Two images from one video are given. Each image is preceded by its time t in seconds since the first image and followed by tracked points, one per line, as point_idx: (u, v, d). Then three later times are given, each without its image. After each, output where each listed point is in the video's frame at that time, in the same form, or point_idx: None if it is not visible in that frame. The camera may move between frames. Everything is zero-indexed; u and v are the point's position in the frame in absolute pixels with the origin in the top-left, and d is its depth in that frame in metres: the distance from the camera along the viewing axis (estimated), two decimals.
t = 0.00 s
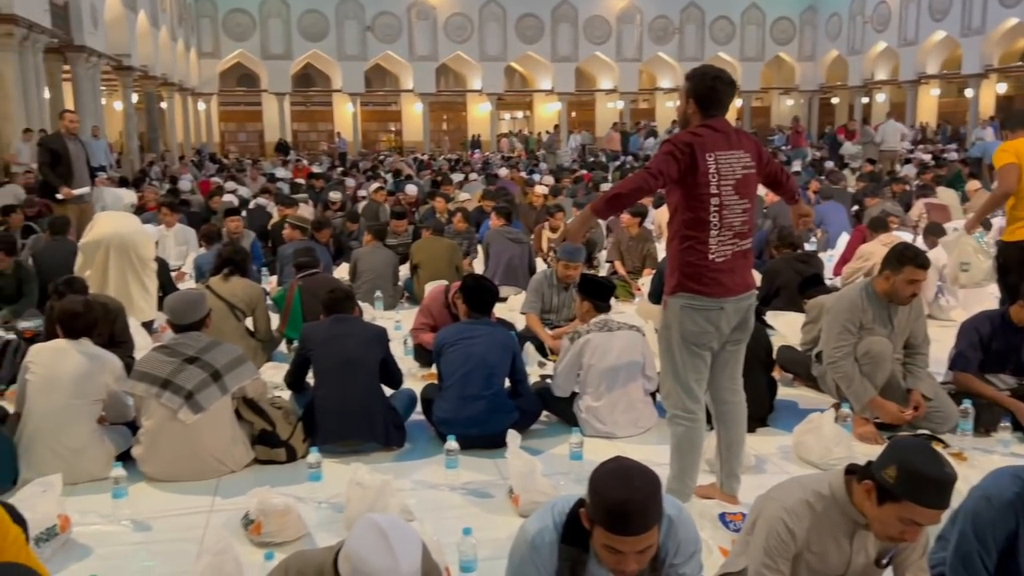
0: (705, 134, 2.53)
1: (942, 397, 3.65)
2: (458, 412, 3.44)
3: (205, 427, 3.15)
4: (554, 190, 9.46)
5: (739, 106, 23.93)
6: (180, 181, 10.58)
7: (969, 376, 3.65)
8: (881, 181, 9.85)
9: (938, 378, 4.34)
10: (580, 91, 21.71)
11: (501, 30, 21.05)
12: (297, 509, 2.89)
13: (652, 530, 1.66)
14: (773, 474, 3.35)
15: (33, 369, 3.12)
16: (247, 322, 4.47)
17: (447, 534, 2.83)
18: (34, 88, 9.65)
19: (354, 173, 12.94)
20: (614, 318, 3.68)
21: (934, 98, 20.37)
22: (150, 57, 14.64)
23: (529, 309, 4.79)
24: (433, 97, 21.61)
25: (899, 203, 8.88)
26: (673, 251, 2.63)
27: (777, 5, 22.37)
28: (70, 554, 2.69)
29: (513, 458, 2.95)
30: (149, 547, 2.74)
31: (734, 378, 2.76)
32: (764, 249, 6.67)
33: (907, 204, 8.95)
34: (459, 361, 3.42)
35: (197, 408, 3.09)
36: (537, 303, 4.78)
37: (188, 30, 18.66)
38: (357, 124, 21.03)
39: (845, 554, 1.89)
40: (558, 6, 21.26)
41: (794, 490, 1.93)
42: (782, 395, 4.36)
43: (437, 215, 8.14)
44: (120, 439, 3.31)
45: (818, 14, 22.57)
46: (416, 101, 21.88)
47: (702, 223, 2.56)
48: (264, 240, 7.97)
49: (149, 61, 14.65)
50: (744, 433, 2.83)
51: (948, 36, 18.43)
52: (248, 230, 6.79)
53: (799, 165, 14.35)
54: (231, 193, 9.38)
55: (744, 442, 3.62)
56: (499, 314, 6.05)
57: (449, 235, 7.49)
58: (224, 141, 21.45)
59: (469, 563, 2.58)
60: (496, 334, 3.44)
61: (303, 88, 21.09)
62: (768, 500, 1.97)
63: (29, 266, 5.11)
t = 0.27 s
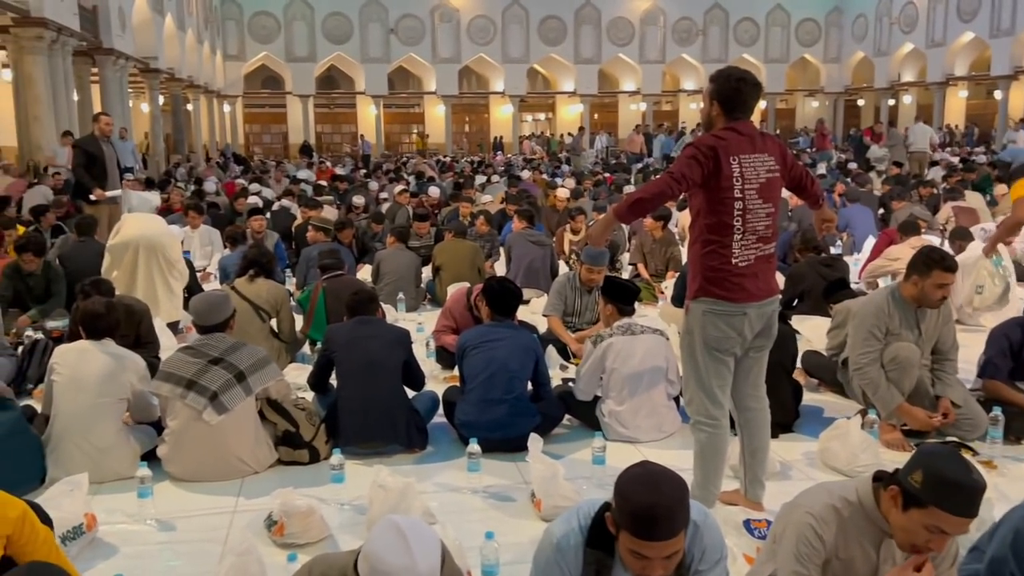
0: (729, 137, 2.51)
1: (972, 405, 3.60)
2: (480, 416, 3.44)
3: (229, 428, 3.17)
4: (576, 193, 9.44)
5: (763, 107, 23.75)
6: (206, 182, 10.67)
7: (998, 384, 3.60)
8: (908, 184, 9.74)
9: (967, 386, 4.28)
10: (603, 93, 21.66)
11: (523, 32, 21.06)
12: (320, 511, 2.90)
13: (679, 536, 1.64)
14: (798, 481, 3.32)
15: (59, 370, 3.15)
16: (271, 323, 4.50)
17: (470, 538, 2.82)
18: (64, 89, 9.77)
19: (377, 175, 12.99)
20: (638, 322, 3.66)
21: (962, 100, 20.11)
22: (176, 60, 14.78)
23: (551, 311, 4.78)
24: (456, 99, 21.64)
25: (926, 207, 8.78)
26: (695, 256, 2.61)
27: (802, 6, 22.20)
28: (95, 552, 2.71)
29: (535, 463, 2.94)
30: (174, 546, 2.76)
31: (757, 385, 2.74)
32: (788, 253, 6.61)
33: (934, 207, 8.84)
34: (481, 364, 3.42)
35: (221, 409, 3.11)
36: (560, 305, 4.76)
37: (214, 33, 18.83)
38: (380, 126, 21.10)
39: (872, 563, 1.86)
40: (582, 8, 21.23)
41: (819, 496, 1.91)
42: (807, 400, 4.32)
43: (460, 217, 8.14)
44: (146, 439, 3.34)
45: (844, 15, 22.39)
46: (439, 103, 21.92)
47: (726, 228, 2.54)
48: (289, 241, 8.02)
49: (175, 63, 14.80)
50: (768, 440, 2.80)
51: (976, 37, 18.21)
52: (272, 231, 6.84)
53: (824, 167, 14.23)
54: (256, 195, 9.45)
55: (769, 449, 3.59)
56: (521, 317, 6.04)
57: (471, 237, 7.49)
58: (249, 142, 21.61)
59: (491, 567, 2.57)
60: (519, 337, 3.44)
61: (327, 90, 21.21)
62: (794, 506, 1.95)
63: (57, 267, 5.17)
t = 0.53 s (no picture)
0: (741, 144, 2.50)
1: (988, 414, 3.57)
2: (491, 422, 3.43)
3: (241, 433, 3.17)
4: (588, 198, 9.43)
5: (777, 112, 23.65)
6: (220, 186, 10.72)
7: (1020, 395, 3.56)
8: (922, 190, 9.67)
9: (984, 395, 4.24)
10: (615, 98, 21.65)
11: (536, 36, 21.08)
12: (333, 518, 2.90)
13: (693, 546, 1.63)
14: (813, 490, 3.29)
15: (71, 376, 3.16)
16: (284, 328, 4.51)
17: (482, 546, 2.81)
18: (80, 94, 9.84)
19: (389, 180, 13.02)
20: (652, 328, 3.64)
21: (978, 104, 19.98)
22: (191, 65, 14.87)
23: (563, 318, 4.77)
24: (469, 104, 21.69)
25: (940, 213, 8.72)
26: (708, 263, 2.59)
27: (817, 10, 22.14)
28: (108, 557, 2.72)
29: (548, 471, 2.93)
30: (186, 552, 2.76)
31: (771, 393, 2.72)
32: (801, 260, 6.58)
33: (949, 213, 8.77)
34: (493, 370, 3.41)
35: (233, 414, 3.11)
36: (571, 312, 4.75)
37: (228, 38, 18.92)
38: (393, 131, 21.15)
39: None
40: (595, 13, 21.25)
41: (838, 507, 1.90)
42: (821, 408, 4.30)
43: (472, 222, 8.14)
44: (159, 444, 3.35)
45: (858, 19, 22.30)
46: (452, 107, 21.95)
47: (739, 236, 2.52)
48: (301, 246, 8.04)
49: (190, 68, 14.89)
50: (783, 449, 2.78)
51: (992, 41, 18.11)
52: (285, 235, 6.86)
53: (837, 173, 14.16)
54: (269, 200, 9.48)
55: (783, 457, 3.56)
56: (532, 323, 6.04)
57: (483, 242, 7.49)
58: (262, 147, 21.69)
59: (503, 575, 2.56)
60: (532, 344, 3.43)
61: (341, 95, 21.31)
62: (812, 517, 1.94)
63: (73, 270, 5.19)
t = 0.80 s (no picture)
0: (744, 155, 2.49)
1: (994, 426, 3.55)
2: (495, 434, 3.42)
3: (243, 445, 3.16)
4: (592, 206, 9.42)
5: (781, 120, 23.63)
6: (225, 195, 10.74)
7: None
8: (926, 199, 9.65)
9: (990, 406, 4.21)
10: (619, 106, 21.67)
11: (540, 45, 21.13)
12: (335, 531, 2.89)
13: (698, 561, 1.62)
14: (817, 503, 3.28)
15: (72, 388, 3.16)
16: (287, 338, 4.51)
17: (485, 559, 2.80)
18: (85, 103, 9.86)
19: (394, 188, 13.03)
20: (656, 339, 3.63)
21: (982, 112, 19.98)
22: (197, 74, 14.93)
23: (566, 328, 4.76)
24: (473, 112, 21.72)
25: (945, 220, 8.70)
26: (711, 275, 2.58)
27: (820, 18, 22.15)
28: (109, 570, 2.71)
29: (551, 483, 2.92)
30: (188, 564, 2.75)
31: (775, 405, 2.70)
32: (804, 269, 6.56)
33: (953, 221, 8.73)
34: (496, 381, 3.41)
35: (235, 426, 3.10)
36: (575, 322, 4.74)
37: (234, 47, 18.98)
38: (398, 139, 21.17)
39: None
40: (598, 21, 21.29)
41: (845, 523, 1.88)
42: (826, 419, 4.28)
43: (476, 231, 8.14)
44: (160, 455, 3.35)
45: (861, 27, 22.31)
46: (456, 116, 21.98)
47: (742, 248, 2.52)
48: (306, 254, 8.04)
49: (196, 77, 14.94)
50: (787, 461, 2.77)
51: (996, 49, 18.11)
52: (288, 244, 6.87)
53: (840, 181, 14.14)
54: (273, 208, 9.49)
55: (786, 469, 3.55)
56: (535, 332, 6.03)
57: (486, 251, 7.48)
58: (267, 155, 21.73)
59: None
60: (535, 355, 3.42)
61: (345, 103, 21.35)
62: (819, 533, 1.92)
63: (76, 281, 5.20)
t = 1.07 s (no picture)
0: (739, 171, 2.49)
1: (992, 441, 3.52)
2: (491, 450, 3.39)
3: (238, 462, 3.13)
4: (588, 218, 9.42)
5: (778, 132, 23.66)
6: (222, 207, 10.71)
7: None
8: (922, 210, 9.65)
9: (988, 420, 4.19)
10: (616, 118, 21.72)
11: (537, 57, 21.18)
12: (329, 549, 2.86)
13: None
14: (816, 519, 3.25)
15: (64, 404, 3.13)
16: (282, 353, 4.50)
17: None
18: (82, 116, 9.85)
19: (391, 200, 13.01)
20: (652, 354, 3.61)
21: (978, 124, 20.07)
22: (194, 86, 14.94)
23: (562, 342, 4.74)
24: (470, 124, 21.77)
25: (941, 232, 8.71)
26: (708, 291, 2.56)
27: (816, 31, 22.25)
28: None
29: (547, 500, 2.90)
30: None
31: (772, 422, 2.68)
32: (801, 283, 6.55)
33: (949, 233, 8.73)
34: (491, 396, 3.38)
35: (229, 443, 3.08)
36: (571, 336, 4.73)
37: (231, 59, 19.00)
38: (396, 150, 21.19)
39: None
40: (595, 33, 21.37)
41: (845, 545, 1.87)
42: (824, 434, 4.26)
43: (472, 243, 8.12)
44: (153, 472, 3.32)
45: (857, 39, 22.41)
46: (454, 127, 21.99)
47: (739, 264, 2.50)
48: (302, 266, 8.02)
49: (193, 89, 14.95)
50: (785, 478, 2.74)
51: (991, 62, 18.20)
52: (284, 257, 6.85)
53: (836, 193, 14.15)
54: (270, 221, 9.47)
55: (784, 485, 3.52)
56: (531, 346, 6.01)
57: (483, 264, 7.47)
58: (265, 166, 21.70)
59: None
60: (531, 371, 3.40)
61: (343, 115, 21.39)
62: (819, 553, 1.90)
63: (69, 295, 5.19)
